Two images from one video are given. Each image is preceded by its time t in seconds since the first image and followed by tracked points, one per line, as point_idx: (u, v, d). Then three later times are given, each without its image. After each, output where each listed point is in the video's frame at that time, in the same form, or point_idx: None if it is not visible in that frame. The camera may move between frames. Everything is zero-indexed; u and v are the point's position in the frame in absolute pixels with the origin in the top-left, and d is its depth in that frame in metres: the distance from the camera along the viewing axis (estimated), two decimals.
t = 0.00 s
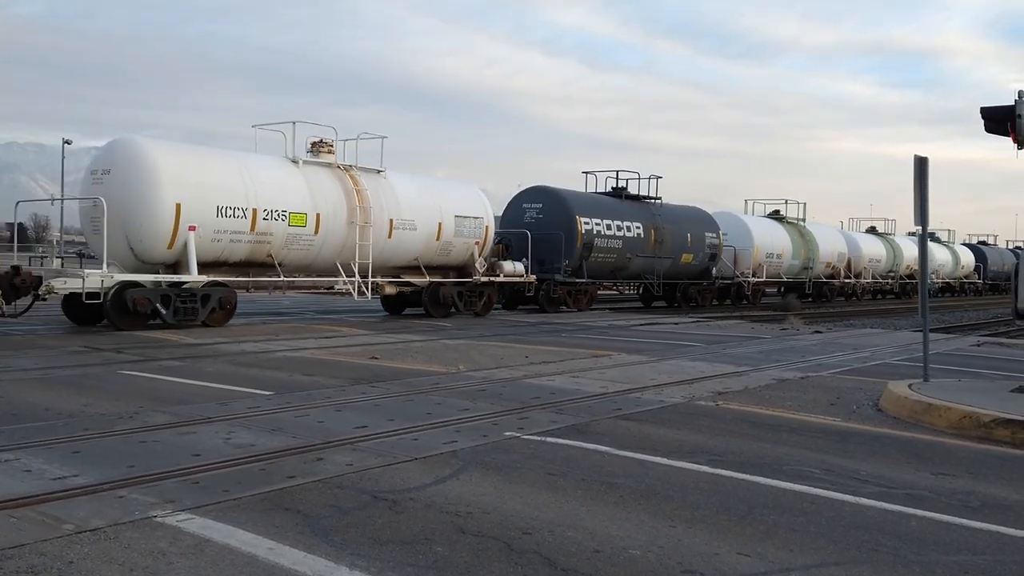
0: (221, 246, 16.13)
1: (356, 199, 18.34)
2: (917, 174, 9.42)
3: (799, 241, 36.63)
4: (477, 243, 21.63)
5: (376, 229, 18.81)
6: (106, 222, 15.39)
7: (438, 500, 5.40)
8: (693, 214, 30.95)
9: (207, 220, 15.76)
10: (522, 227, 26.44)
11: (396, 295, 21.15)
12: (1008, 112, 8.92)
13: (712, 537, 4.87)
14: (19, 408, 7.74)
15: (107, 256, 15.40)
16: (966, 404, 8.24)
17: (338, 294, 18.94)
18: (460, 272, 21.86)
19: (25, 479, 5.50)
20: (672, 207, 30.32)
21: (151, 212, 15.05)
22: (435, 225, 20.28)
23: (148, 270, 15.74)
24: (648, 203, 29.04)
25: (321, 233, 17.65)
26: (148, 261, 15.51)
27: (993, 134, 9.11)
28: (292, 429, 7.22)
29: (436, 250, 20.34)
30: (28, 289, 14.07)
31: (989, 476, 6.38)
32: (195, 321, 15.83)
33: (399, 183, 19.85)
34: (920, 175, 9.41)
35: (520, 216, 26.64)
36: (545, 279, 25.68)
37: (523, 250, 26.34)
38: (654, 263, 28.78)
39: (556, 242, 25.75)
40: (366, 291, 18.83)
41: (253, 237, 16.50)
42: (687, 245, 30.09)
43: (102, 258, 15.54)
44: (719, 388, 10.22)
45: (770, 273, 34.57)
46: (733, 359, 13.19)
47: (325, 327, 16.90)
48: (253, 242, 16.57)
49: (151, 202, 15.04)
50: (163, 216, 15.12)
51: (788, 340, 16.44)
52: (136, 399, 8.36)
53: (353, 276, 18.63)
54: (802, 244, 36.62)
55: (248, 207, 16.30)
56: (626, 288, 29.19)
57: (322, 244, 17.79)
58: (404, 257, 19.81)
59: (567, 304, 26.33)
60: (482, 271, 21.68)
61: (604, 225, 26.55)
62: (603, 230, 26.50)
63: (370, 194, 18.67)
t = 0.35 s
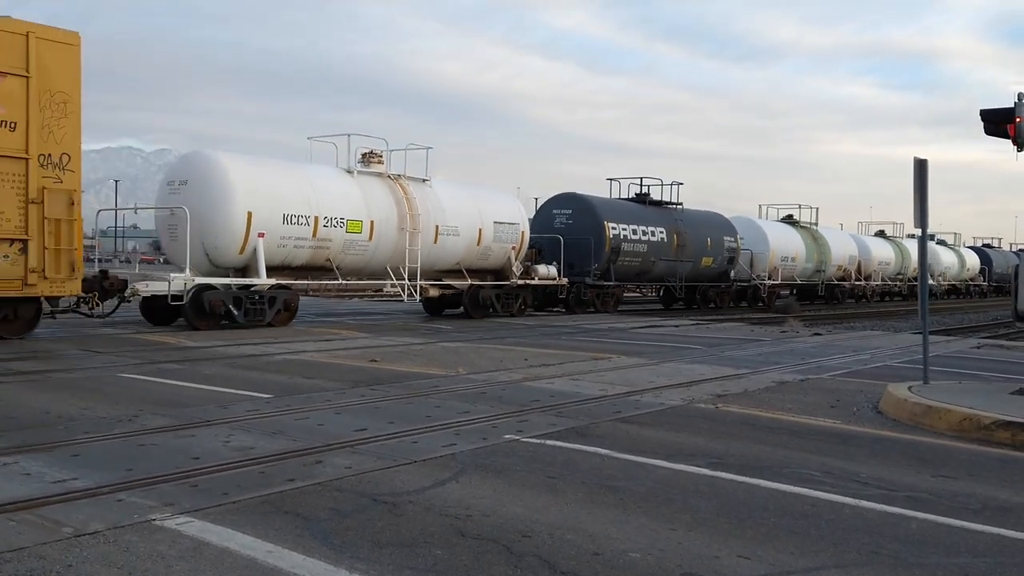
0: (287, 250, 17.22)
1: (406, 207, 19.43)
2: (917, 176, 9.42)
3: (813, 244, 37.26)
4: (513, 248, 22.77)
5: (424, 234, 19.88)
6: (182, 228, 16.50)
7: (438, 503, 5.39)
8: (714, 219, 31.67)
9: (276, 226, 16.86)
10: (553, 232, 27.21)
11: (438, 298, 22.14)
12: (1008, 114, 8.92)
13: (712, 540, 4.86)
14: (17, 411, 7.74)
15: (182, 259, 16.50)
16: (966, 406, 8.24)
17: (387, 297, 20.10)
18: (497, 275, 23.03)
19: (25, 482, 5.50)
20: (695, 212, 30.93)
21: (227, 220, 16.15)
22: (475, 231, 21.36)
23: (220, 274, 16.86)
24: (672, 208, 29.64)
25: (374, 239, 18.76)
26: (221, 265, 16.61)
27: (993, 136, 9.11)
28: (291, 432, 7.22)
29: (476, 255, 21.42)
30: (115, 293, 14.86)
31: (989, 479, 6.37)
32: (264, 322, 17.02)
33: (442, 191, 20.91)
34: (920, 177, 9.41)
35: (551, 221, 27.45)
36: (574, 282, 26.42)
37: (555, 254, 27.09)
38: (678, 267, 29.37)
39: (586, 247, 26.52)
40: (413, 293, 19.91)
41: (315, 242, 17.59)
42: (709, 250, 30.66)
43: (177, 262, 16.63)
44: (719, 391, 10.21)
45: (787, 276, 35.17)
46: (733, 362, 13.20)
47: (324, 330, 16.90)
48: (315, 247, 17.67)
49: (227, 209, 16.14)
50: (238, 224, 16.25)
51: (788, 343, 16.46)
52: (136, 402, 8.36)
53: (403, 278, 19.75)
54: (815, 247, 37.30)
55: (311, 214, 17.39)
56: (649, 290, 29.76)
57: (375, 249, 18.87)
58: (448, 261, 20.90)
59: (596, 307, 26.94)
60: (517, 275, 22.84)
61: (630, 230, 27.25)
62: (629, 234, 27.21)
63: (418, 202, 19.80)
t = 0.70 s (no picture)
0: (352, 254, 18.19)
1: (459, 213, 20.43)
2: (923, 178, 9.40)
3: (832, 246, 38.00)
4: (556, 252, 23.69)
5: (475, 238, 20.75)
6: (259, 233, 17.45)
7: (443, 504, 5.39)
8: (740, 224, 32.18)
9: (344, 232, 17.83)
10: (590, 236, 27.78)
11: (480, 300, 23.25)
12: (1014, 116, 8.90)
13: (718, 542, 4.86)
14: (22, 412, 7.75)
15: (259, 263, 17.47)
16: (972, 409, 8.20)
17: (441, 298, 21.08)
18: (539, 277, 23.75)
19: (31, 482, 5.51)
20: (723, 215, 31.41)
21: (302, 226, 17.14)
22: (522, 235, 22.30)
23: (294, 276, 17.83)
24: (700, 211, 30.08)
25: (431, 243, 19.75)
26: (295, 268, 17.59)
27: (999, 138, 9.10)
28: (295, 433, 7.22)
29: (522, 258, 22.37)
30: (204, 293, 15.81)
31: (995, 482, 6.35)
32: (338, 323, 18.11)
33: (490, 198, 21.82)
34: (926, 180, 9.39)
35: (586, 225, 28.10)
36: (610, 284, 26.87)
37: (591, 257, 27.64)
38: (709, 270, 29.85)
39: (621, 250, 27.03)
40: (465, 295, 20.83)
41: (379, 246, 18.60)
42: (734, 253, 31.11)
43: (255, 265, 17.60)
44: (723, 393, 10.20)
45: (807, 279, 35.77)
46: (737, 363, 13.16)
47: (329, 331, 16.93)
48: (378, 251, 18.66)
49: (303, 216, 17.12)
50: (313, 230, 17.24)
51: (792, 345, 16.42)
52: (141, 403, 8.37)
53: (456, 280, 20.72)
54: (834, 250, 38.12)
55: (375, 221, 18.44)
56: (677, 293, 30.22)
57: (431, 253, 19.86)
58: (495, 265, 21.89)
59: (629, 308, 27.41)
60: (560, 277, 23.69)
61: (662, 234, 27.74)
62: (661, 238, 27.68)
63: (471, 209, 20.79)
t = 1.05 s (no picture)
0: (407, 257, 19.68)
1: (503, 217, 21.95)
2: (926, 179, 9.38)
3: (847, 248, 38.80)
4: (591, 255, 25.15)
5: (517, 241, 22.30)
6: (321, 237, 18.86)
7: (446, 506, 5.38)
8: (760, 227, 32.87)
9: (399, 236, 19.28)
10: (618, 239, 28.51)
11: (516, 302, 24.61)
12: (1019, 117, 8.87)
13: (722, 544, 4.84)
14: (26, 413, 7.76)
15: (320, 265, 18.85)
16: (975, 410, 8.19)
17: (483, 298, 22.59)
18: (573, 279, 25.31)
19: (34, 483, 5.51)
20: (744, 219, 32.20)
21: (362, 231, 18.55)
22: (558, 239, 23.81)
23: (353, 277, 19.22)
24: (723, 214, 30.81)
25: (477, 247, 21.23)
26: (353, 269, 18.97)
27: (1004, 139, 9.08)
28: (298, 434, 7.22)
29: (558, 260, 23.87)
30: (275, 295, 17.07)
31: (999, 483, 6.33)
32: (393, 322, 19.25)
33: (529, 204, 23.34)
34: (930, 181, 9.37)
35: (614, 230, 28.73)
36: (639, 284, 27.60)
37: (620, 261, 28.26)
38: (731, 271, 30.55)
39: (649, 253, 27.66)
40: (507, 295, 22.31)
41: (429, 250, 20.05)
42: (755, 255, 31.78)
43: (316, 267, 18.98)
44: (726, 394, 10.19)
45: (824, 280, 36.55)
46: (740, 365, 13.14)
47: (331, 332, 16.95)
48: (429, 254, 20.11)
49: (362, 222, 18.55)
50: (372, 235, 18.67)
51: (795, 346, 16.39)
52: (144, 404, 8.38)
53: (499, 281, 22.28)
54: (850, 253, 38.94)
55: (427, 226, 19.87)
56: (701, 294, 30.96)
57: (477, 256, 21.35)
58: (533, 266, 23.35)
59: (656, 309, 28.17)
60: (593, 278, 25.15)
61: (688, 237, 28.44)
62: (687, 241, 28.39)
63: (512, 214, 22.30)
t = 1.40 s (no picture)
0: (455, 261, 20.81)
1: (541, 223, 23.00)
2: (924, 180, 9.39)
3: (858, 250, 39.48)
4: (620, 259, 26.06)
5: (554, 246, 23.32)
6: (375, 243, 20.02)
7: (444, 507, 5.38)
8: (777, 230, 33.57)
9: (448, 242, 20.43)
10: (643, 243, 29.13)
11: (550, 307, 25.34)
12: (1016, 119, 8.88)
13: (721, 545, 4.84)
14: (24, 415, 7.76)
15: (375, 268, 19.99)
16: (974, 411, 8.19)
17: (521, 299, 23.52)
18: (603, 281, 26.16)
19: (32, 485, 5.51)
20: (761, 223, 32.93)
21: (414, 237, 19.76)
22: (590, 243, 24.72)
23: (404, 280, 20.36)
24: (742, 217, 31.40)
25: (517, 251, 22.29)
26: (406, 273, 20.15)
27: (1002, 140, 9.08)
28: (297, 436, 7.22)
29: (591, 264, 24.77)
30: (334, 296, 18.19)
31: (996, 484, 6.33)
32: (440, 322, 20.35)
33: (563, 210, 24.35)
34: (928, 182, 9.38)
35: (638, 234, 29.35)
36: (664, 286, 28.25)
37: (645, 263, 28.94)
38: (751, 272, 31.10)
39: (674, 257, 28.19)
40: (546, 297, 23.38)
41: (475, 254, 21.13)
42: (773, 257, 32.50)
43: (371, 271, 20.25)
44: (725, 395, 10.19)
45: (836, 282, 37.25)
46: (738, 366, 13.14)
47: (330, 334, 16.94)
48: (473, 258, 21.19)
49: (415, 228, 19.75)
50: (423, 241, 19.87)
51: (793, 347, 16.40)
52: (142, 406, 8.37)
53: (537, 283, 23.37)
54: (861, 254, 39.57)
55: (472, 231, 20.94)
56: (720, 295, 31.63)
57: (517, 260, 22.41)
58: (568, 270, 24.31)
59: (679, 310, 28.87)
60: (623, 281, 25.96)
61: (710, 240, 29.01)
62: (709, 244, 29.01)
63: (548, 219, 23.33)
